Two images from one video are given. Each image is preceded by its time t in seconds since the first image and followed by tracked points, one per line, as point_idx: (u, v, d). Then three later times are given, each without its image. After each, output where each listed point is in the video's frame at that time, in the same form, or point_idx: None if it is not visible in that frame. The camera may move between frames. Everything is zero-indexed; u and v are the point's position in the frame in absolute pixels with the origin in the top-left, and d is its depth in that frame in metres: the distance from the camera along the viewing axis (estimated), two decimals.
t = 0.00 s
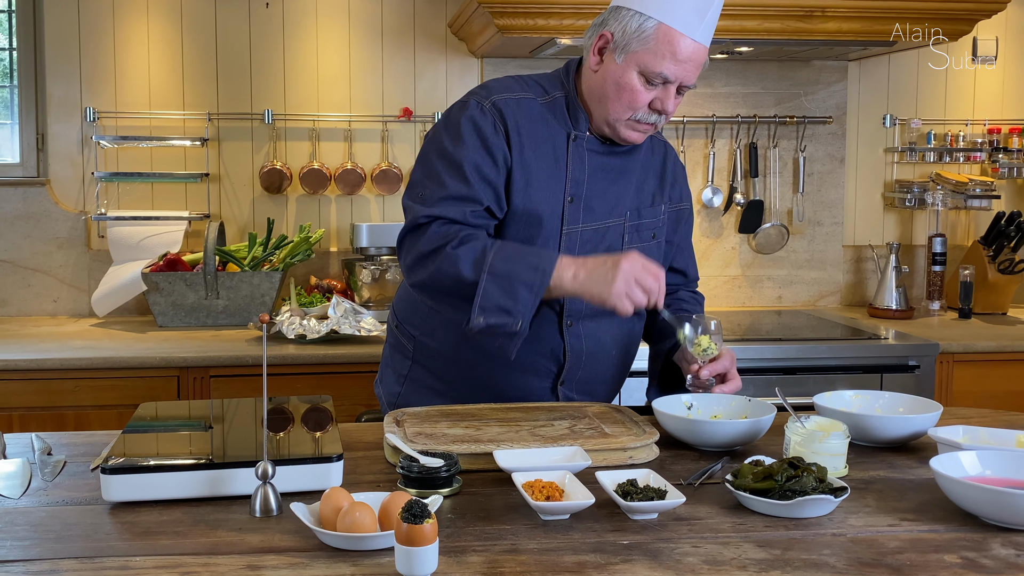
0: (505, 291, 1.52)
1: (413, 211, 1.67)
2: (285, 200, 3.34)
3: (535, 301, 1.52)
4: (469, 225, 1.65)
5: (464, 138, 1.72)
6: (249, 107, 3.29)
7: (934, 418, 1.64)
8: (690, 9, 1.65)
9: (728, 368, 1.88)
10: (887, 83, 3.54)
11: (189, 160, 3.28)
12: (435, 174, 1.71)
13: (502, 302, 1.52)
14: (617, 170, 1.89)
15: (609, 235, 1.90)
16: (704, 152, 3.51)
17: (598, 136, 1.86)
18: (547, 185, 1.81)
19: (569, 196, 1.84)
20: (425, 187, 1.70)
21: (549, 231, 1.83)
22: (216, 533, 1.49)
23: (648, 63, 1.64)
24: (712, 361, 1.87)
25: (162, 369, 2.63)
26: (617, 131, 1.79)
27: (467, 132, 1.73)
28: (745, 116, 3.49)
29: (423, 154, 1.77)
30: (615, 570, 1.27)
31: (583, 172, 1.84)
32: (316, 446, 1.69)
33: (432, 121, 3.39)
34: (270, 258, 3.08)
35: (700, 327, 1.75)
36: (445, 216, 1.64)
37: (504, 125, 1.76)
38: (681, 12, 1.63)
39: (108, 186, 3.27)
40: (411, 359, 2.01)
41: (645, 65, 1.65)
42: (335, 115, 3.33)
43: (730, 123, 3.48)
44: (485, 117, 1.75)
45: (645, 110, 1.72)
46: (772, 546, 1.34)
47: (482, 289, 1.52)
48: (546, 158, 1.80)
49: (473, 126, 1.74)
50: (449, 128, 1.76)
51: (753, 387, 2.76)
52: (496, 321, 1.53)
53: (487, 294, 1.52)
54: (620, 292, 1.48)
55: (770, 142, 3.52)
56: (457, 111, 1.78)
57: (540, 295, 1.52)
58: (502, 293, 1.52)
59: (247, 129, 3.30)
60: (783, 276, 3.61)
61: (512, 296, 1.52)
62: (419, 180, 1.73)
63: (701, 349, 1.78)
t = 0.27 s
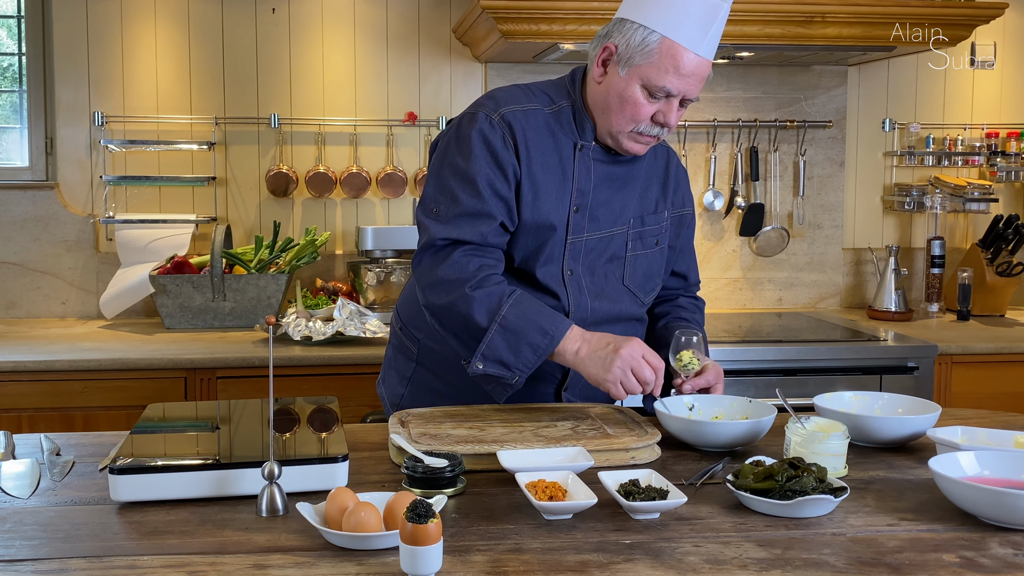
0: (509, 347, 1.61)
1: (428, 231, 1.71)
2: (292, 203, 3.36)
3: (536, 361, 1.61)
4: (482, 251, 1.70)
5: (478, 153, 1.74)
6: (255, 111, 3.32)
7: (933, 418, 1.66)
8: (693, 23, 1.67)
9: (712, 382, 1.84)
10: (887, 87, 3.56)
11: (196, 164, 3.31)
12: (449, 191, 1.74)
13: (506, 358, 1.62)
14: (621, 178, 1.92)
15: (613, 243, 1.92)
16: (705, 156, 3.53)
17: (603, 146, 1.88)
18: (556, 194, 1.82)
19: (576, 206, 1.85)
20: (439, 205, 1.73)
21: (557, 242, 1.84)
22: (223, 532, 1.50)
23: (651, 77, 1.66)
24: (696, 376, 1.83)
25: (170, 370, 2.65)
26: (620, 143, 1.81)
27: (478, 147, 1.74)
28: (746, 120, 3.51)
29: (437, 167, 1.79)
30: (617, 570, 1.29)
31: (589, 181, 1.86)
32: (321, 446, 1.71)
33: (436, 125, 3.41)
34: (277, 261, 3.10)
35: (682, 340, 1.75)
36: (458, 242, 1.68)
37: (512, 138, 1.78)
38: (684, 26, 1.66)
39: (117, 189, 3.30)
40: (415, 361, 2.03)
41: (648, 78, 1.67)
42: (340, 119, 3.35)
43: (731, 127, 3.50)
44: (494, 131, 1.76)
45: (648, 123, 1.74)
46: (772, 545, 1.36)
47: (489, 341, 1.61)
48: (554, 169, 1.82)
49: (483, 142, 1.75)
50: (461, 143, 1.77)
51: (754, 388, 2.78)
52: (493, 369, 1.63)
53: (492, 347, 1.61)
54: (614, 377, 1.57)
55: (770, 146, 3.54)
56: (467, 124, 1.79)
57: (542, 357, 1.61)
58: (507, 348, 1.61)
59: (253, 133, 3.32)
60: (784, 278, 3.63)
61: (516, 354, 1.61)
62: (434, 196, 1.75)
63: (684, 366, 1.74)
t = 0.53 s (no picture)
0: (512, 356, 1.63)
1: (434, 236, 1.72)
2: (298, 207, 3.39)
3: (538, 370, 1.64)
4: (487, 256, 1.71)
5: (484, 158, 1.75)
6: (262, 116, 3.34)
7: (932, 418, 1.68)
8: (694, 31, 1.69)
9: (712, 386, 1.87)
10: (887, 92, 3.58)
11: (203, 168, 3.33)
12: (455, 196, 1.75)
13: (508, 366, 1.64)
14: (624, 182, 1.93)
15: (616, 246, 1.94)
16: (706, 159, 3.55)
17: (606, 150, 1.90)
18: (560, 198, 1.84)
19: (579, 209, 1.87)
20: (445, 209, 1.75)
21: (561, 245, 1.86)
22: (230, 532, 1.52)
23: (653, 84, 1.68)
24: (695, 380, 1.86)
25: (177, 371, 2.67)
26: (622, 149, 1.83)
27: (484, 152, 1.76)
28: (747, 124, 3.53)
29: (442, 172, 1.80)
30: (619, 569, 1.30)
31: (592, 185, 1.87)
32: (327, 447, 1.73)
33: (441, 130, 3.43)
34: (283, 263, 3.12)
35: (680, 345, 1.76)
36: (464, 247, 1.70)
37: (518, 142, 1.79)
38: (685, 34, 1.68)
39: (125, 193, 3.32)
40: (420, 363, 2.05)
41: (650, 85, 1.69)
42: (346, 123, 3.37)
43: (732, 131, 3.52)
44: (499, 135, 1.78)
45: (650, 129, 1.76)
46: (773, 545, 1.38)
47: (492, 350, 1.63)
48: (558, 173, 1.84)
49: (489, 146, 1.77)
50: (467, 147, 1.79)
51: (754, 389, 2.80)
52: (496, 377, 1.65)
53: (496, 355, 1.63)
54: (613, 405, 1.62)
55: (771, 150, 3.56)
56: (473, 128, 1.81)
57: (545, 367, 1.63)
58: (510, 357, 1.63)
59: (260, 137, 3.35)
60: (784, 281, 3.64)
61: (519, 363, 1.63)
62: (440, 200, 1.77)
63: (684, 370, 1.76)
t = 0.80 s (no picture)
0: (519, 352, 1.64)
1: (439, 236, 1.74)
2: (304, 210, 3.41)
3: (544, 366, 1.65)
4: (492, 256, 1.73)
5: (489, 160, 1.77)
6: (268, 120, 3.37)
7: (932, 419, 1.69)
8: (696, 37, 1.71)
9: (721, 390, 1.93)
10: (887, 96, 3.59)
11: (209, 171, 3.36)
12: (460, 197, 1.77)
13: (515, 363, 1.65)
14: (626, 186, 1.95)
15: (618, 249, 1.96)
16: (708, 163, 3.57)
17: (609, 154, 1.92)
18: (563, 201, 1.86)
19: (581, 212, 1.89)
20: (451, 210, 1.77)
21: (564, 247, 1.88)
22: (236, 531, 1.54)
23: (655, 89, 1.70)
24: (705, 387, 1.93)
25: (183, 373, 2.69)
26: (625, 152, 1.85)
27: (489, 154, 1.78)
28: (747, 128, 3.55)
29: (447, 173, 1.82)
30: (621, 568, 1.32)
31: (595, 188, 1.89)
32: (332, 447, 1.75)
33: (445, 134, 3.45)
34: (288, 265, 3.13)
35: (690, 352, 1.76)
36: (469, 247, 1.71)
37: (522, 145, 1.81)
38: (687, 40, 1.70)
39: (132, 196, 3.35)
40: (423, 363, 2.07)
41: (652, 90, 1.71)
42: (351, 127, 3.40)
43: (733, 135, 3.54)
44: (504, 137, 1.80)
45: (652, 134, 1.78)
46: (773, 544, 1.39)
47: (498, 346, 1.64)
48: (561, 176, 1.86)
49: (494, 148, 1.79)
50: (472, 149, 1.81)
51: (755, 390, 2.81)
52: (502, 374, 1.66)
53: (501, 352, 1.64)
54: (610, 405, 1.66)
55: (771, 154, 3.57)
56: (478, 131, 1.83)
57: (550, 363, 1.64)
58: (516, 354, 1.64)
59: (266, 141, 3.37)
60: (785, 283, 3.66)
61: (525, 360, 1.65)
62: (445, 201, 1.79)
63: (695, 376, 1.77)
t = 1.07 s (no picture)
0: (511, 349, 1.65)
1: (437, 236, 1.76)
2: (309, 213, 3.43)
3: (537, 362, 1.66)
4: (487, 256, 1.74)
5: (487, 163, 1.79)
6: (274, 124, 3.39)
7: (931, 421, 1.71)
8: (696, 39, 1.73)
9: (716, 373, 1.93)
10: (886, 100, 3.61)
11: (215, 174, 3.38)
12: (458, 199, 1.79)
13: (508, 359, 1.66)
14: (627, 188, 1.97)
15: (619, 251, 1.97)
16: (709, 166, 3.59)
17: (610, 157, 1.93)
18: (564, 204, 1.88)
19: (583, 214, 1.91)
20: (449, 212, 1.79)
21: (565, 249, 1.90)
22: (243, 531, 1.56)
23: (656, 90, 1.72)
24: (699, 370, 1.93)
25: (190, 374, 2.72)
26: (626, 154, 1.87)
27: (488, 157, 1.80)
28: (748, 132, 3.57)
29: (447, 176, 1.85)
30: (623, 567, 1.34)
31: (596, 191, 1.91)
32: (338, 448, 1.76)
33: (449, 138, 3.48)
34: (295, 268, 3.16)
35: (686, 337, 1.79)
36: (465, 247, 1.73)
37: (523, 148, 1.83)
38: (688, 42, 1.71)
39: (140, 199, 3.37)
40: (426, 364, 2.09)
41: (653, 92, 1.73)
42: (356, 131, 3.42)
43: (734, 139, 3.56)
44: (504, 141, 1.82)
45: (652, 135, 1.79)
46: (774, 544, 1.41)
47: (491, 343, 1.66)
48: (562, 179, 1.88)
49: (493, 151, 1.81)
50: (472, 152, 1.83)
51: (756, 391, 2.83)
52: (496, 371, 1.68)
53: (494, 348, 1.66)
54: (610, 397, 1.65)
55: (771, 157, 3.59)
56: (478, 134, 1.85)
57: (543, 359, 1.65)
58: (509, 350, 1.66)
59: (271, 145, 3.39)
60: (785, 285, 3.68)
61: (518, 356, 1.66)
62: (444, 203, 1.81)
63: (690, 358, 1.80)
